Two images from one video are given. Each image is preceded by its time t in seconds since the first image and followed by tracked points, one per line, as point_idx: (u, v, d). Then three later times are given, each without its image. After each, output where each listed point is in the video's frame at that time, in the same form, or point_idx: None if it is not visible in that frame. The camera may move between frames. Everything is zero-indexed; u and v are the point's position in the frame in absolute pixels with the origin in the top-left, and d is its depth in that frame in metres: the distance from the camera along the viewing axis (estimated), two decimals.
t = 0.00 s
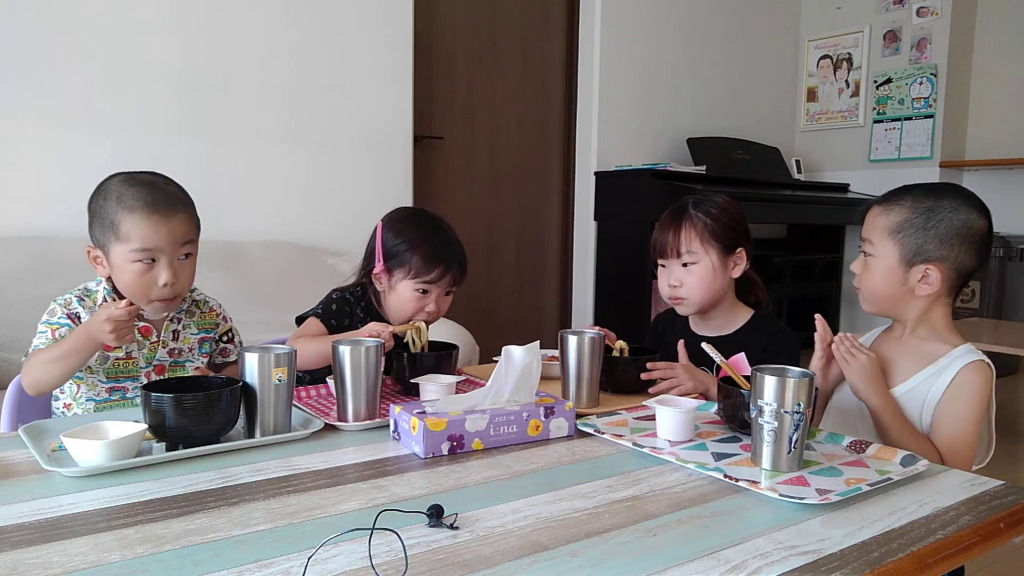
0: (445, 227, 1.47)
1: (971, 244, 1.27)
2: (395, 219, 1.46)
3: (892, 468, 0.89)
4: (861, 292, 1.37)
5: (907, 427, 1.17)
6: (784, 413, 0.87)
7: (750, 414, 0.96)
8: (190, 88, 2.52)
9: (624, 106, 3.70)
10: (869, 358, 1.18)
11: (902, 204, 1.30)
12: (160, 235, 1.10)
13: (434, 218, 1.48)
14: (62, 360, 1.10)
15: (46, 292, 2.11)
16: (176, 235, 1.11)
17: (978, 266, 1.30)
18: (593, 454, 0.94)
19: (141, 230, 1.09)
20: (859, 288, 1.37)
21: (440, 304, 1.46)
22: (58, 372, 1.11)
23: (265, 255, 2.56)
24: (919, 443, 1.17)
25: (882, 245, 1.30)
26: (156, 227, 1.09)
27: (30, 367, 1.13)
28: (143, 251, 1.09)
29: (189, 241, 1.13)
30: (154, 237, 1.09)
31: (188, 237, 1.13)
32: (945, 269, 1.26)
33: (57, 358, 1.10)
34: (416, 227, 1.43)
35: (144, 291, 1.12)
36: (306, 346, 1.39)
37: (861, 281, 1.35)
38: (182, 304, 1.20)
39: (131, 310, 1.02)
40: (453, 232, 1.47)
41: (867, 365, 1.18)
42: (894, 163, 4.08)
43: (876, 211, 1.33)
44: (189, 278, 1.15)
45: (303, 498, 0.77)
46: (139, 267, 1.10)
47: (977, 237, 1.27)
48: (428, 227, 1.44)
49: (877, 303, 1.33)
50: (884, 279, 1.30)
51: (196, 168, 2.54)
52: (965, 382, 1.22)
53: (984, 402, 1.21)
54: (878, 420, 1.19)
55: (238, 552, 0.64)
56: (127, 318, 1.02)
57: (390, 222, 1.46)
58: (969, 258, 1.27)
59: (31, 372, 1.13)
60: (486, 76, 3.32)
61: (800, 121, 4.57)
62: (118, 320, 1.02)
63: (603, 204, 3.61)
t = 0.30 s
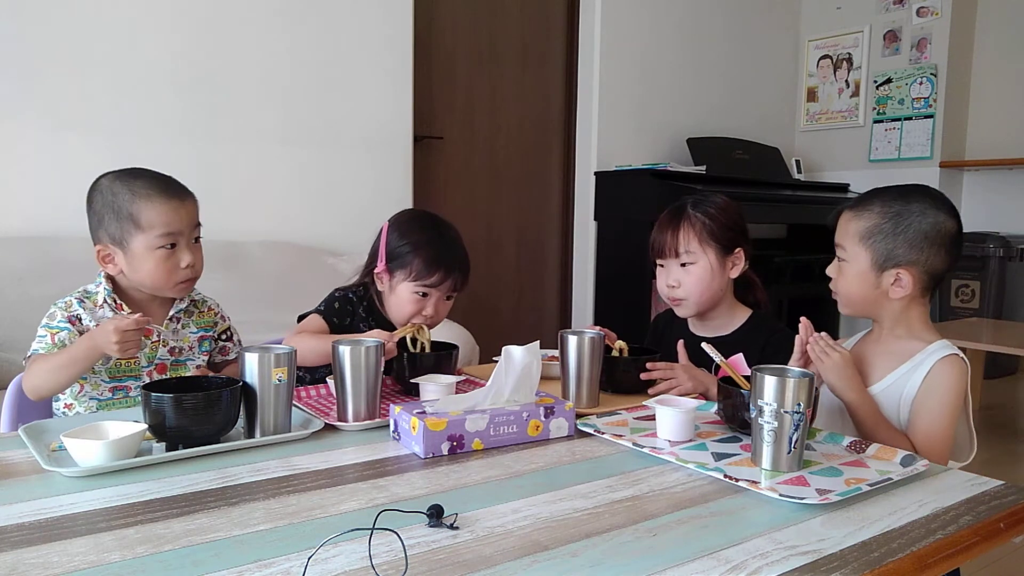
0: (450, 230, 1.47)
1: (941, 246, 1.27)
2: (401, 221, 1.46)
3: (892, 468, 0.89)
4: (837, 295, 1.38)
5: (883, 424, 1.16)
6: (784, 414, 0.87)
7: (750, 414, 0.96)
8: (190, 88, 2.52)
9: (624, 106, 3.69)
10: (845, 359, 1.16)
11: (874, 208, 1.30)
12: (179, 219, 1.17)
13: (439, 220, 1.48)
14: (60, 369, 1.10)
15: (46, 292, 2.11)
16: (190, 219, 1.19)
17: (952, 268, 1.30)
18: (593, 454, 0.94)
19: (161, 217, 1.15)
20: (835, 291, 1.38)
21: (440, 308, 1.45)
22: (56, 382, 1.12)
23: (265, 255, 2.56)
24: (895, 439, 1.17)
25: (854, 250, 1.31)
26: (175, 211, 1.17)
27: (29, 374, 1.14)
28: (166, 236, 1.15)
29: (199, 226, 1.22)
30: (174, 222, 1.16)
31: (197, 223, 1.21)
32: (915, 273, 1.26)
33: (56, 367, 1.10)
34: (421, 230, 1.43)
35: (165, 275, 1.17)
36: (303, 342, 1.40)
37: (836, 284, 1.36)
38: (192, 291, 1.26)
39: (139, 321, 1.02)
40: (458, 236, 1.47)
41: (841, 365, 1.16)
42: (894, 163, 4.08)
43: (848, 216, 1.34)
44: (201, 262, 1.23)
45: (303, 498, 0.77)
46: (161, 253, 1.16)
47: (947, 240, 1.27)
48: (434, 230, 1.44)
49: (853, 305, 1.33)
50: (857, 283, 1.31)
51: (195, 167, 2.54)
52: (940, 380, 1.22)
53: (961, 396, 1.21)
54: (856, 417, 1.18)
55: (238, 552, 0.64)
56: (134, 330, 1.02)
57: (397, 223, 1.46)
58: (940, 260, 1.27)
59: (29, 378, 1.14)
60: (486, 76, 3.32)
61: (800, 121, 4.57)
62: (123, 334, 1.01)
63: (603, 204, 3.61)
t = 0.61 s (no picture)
0: (453, 234, 1.47)
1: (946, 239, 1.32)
2: (405, 223, 1.46)
3: (892, 468, 0.89)
4: (845, 305, 1.32)
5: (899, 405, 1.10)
6: (784, 413, 0.87)
7: (750, 414, 0.96)
8: (190, 88, 2.52)
9: (624, 106, 3.69)
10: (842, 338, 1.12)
11: (892, 212, 1.28)
12: (179, 218, 1.17)
13: (443, 223, 1.47)
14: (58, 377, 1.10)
15: (46, 292, 2.11)
16: (191, 219, 1.19)
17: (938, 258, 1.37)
18: (593, 454, 0.94)
19: (161, 215, 1.15)
20: (842, 301, 1.32)
21: (439, 310, 1.45)
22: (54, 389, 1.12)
23: (265, 255, 2.56)
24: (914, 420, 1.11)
25: (880, 255, 1.27)
26: (176, 210, 1.17)
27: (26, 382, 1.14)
28: (165, 235, 1.15)
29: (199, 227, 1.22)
30: (174, 221, 1.16)
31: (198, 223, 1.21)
32: (937, 270, 1.29)
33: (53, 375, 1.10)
34: (424, 233, 1.43)
35: (164, 274, 1.17)
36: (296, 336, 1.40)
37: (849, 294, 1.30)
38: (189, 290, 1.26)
39: (132, 338, 1.01)
40: (460, 239, 1.47)
41: (839, 344, 1.12)
42: (894, 163, 4.08)
43: (865, 224, 1.29)
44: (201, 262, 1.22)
45: (303, 497, 0.77)
46: (161, 251, 1.16)
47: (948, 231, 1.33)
48: (436, 233, 1.44)
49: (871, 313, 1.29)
50: (882, 288, 1.27)
51: (195, 167, 2.54)
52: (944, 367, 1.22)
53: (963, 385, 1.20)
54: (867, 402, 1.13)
55: (238, 552, 0.64)
56: (126, 347, 1.01)
57: (401, 224, 1.46)
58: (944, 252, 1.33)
59: (26, 383, 1.14)
60: (486, 76, 3.32)
61: (800, 121, 4.57)
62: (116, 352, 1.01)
63: (603, 204, 3.61)
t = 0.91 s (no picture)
0: (455, 235, 1.46)
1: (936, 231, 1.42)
2: (408, 224, 1.45)
3: (892, 468, 0.89)
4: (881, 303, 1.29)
5: (961, 353, 1.13)
6: (784, 413, 0.87)
7: (750, 414, 0.96)
8: (189, 88, 2.52)
9: (624, 106, 3.69)
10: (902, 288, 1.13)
11: (924, 205, 1.29)
12: (158, 251, 1.09)
13: (445, 224, 1.47)
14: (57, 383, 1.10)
15: (46, 292, 2.11)
16: (176, 253, 1.11)
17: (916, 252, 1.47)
18: (593, 454, 0.94)
19: (142, 243, 1.09)
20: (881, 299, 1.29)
21: (441, 312, 1.46)
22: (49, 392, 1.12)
23: (265, 255, 2.56)
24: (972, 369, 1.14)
25: (924, 246, 1.28)
26: (156, 244, 1.09)
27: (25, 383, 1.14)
28: (139, 264, 1.10)
29: (187, 260, 1.13)
30: (152, 253, 1.09)
31: (185, 256, 1.13)
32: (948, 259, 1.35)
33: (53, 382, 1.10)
34: (427, 236, 1.43)
35: (137, 296, 1.14)
36: (292, 333, 1.40)
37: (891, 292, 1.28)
38: (172, 305, 1.22)
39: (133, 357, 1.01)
40: (462, 241, 1.47)
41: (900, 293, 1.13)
42: (894, 163, 4.08)
43: (906, 217, 1.27)
44: (179, 289, 1.16)
45: (303, 498, 0.77)
46: (135, 276, 1.11)
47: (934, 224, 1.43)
48: (438, 235, 1.43)
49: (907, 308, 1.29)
50: (921, 279, 1.28)
51: (194, 168, 2.54)
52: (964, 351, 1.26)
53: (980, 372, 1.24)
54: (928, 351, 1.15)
55: (238, 552, 0.64)
56: (127, 361, 1.01)
57: (403, 225, 1.45)
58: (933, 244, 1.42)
59: (23, 385, 1.14)
60: (486, 76, 3.32)
61: (800, 121, 4.57)
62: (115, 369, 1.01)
63: (603, 204, 3.60)
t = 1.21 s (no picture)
0: (456, 236, 1.46)
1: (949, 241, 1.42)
2: (410, 225, 1.44)
3: (892, 468, 0.89)
4: (892, 300, 1.29)
5: (968, 319, 1.13)
6: (784, 414, 0.87)
7: (750, 414, 0.96)
8: (189, 88, 2.52)
9: (625, 106, 3.69)
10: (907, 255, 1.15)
11: (941, 206, 1.29)
12: (155, 256, 1.09)
13: (446, 225, 1.46)
14: (59, 385, 1.11)
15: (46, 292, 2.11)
16: (173, 258, 1.11)
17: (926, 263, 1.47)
18: (593, 454, 0.94)
19: (139, 247, 1.09)
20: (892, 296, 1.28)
21: (441, 315, 1.46)
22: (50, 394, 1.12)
23: (264, 255, 2.55)
24: (979, 335, 1.13)
25: (937, 245, 1.28)
26: (153, 249, 1.09)
27: (27, 386, 1.14)
28: (136, 268, 1.10)
29: (184, 264, 1.13)
30: (149, 257, 1.09)
31: (182, 260, 1.12)
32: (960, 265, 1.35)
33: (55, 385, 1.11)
34: (428, 237, 1.42)
35: (134, 299, 1.14)
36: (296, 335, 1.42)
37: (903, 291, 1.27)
38: (171, 307, 1.22)
39: (140, 366, 1.01)
40: (463, 243, 1.46)
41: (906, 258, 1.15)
42: (894, 163, 4.08)
43: (924, 216, 1.27)
44: (178, 292, 1.16)
45: (303, 498, 0.77)
46: (132, 280, 1.11)
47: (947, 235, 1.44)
48: (439, 237, 1.43)
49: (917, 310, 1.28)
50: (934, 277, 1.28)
51: (194, 168, 2.54)
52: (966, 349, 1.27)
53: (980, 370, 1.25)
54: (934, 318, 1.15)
55: (238, 552, 0.64)
56: (133, 369, 1.01)
57: (405, 227, 1.45)
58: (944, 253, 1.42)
59: (25, 387, 1.14)
60: (486, 76, 3.32)
61: (801, 121, 4.57)
62: (120, 376, 1.01)
63: (603, 204, 3.60)
